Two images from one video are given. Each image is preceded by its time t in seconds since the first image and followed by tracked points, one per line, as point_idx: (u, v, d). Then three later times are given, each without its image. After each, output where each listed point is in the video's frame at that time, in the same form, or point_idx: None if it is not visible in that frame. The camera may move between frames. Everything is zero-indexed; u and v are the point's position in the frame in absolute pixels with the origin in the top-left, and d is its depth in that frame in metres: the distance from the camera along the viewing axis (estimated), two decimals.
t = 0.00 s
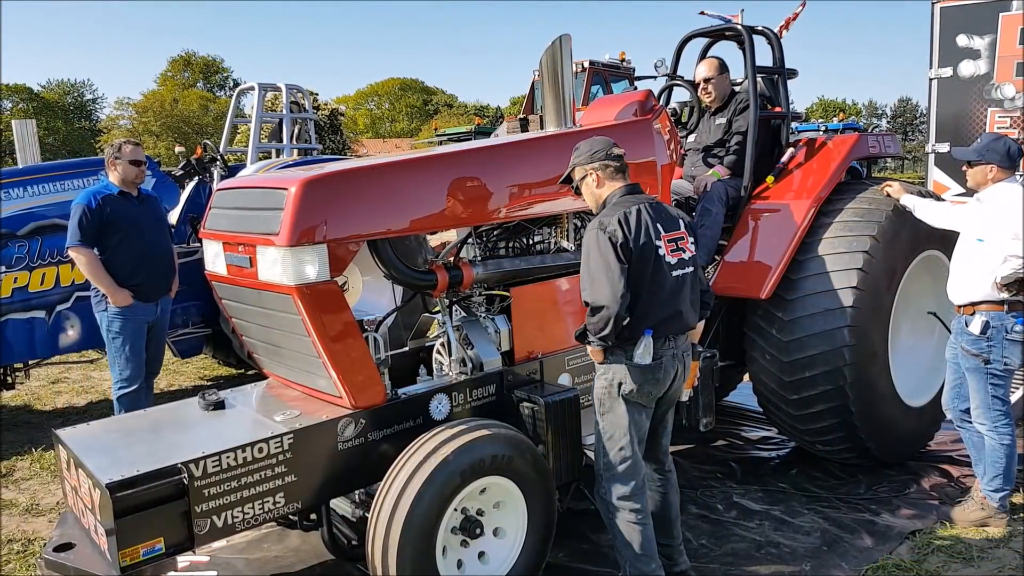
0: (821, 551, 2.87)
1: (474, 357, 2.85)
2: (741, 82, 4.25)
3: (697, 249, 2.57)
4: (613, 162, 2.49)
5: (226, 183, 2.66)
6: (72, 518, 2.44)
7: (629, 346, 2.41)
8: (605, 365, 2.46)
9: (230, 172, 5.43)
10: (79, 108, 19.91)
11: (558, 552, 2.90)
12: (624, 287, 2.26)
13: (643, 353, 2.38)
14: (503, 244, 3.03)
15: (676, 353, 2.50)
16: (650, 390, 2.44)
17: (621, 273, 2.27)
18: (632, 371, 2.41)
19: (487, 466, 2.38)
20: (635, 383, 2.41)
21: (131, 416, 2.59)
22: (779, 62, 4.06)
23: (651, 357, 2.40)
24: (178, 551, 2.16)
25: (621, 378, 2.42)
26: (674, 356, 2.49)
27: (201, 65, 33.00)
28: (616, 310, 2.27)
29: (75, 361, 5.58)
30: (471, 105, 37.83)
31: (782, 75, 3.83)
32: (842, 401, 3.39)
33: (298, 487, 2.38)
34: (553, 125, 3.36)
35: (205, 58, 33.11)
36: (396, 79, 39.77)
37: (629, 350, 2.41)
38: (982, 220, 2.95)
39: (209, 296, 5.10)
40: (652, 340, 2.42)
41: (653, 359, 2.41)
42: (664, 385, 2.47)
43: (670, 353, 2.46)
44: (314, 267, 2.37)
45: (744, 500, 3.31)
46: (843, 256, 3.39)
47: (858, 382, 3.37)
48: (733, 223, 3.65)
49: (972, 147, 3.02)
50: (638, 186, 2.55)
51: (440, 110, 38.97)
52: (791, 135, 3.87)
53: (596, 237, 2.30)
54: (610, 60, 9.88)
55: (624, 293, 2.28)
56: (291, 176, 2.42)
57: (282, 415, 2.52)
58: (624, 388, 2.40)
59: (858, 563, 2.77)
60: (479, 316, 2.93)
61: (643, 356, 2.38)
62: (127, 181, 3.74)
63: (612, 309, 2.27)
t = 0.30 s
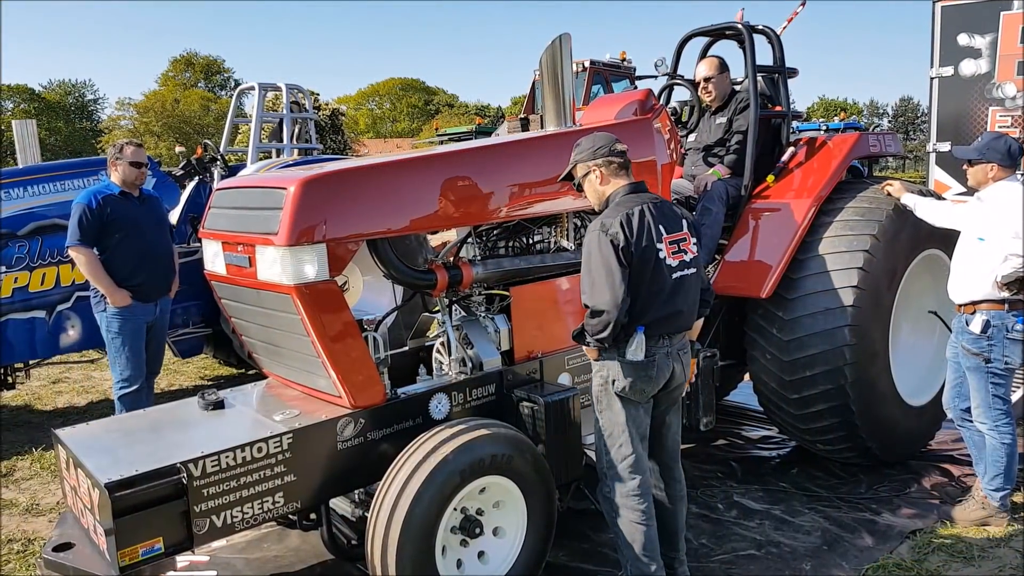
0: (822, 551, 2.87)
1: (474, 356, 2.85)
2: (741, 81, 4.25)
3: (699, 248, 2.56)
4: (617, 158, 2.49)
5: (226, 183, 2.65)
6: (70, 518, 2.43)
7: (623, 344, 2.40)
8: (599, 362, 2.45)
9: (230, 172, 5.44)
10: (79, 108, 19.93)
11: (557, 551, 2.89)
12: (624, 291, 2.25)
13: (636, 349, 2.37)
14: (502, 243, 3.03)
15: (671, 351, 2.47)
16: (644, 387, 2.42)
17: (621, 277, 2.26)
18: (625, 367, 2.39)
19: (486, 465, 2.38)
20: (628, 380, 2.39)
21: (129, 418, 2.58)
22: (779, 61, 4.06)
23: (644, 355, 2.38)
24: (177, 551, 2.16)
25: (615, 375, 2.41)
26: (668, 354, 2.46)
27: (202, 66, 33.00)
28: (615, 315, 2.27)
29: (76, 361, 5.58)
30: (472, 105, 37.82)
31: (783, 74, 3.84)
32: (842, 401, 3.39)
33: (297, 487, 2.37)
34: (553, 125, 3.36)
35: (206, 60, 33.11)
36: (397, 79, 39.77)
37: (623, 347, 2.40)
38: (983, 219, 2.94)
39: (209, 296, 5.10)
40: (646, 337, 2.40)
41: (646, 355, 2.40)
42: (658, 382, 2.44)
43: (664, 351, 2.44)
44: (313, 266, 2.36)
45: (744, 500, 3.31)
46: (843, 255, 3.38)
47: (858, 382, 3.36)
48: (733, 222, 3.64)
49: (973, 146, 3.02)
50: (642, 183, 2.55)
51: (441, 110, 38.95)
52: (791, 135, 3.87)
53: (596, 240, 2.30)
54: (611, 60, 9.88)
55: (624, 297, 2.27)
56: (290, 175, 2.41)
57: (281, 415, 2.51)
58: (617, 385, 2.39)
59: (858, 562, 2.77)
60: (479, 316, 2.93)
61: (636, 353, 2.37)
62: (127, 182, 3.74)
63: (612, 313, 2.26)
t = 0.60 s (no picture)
0: (820, 550, 2.86)
1: (472, 356, 2.85)
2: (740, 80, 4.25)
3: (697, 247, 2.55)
4: (615, 157, 2.48)
5: (222, 183, 2.64)
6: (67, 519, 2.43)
7: (619, 342, 2.40)
8: (596, 362, 2.45)
9: (229, 172, 5.44)
10: (81, 109, 19.94)
11: (555, 552, 2.88)
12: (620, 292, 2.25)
13: (633, 348, 2.36)
14: (500, 243, 3.03)
15: (668, 350, 2.46)
16: (641, 386, 2.40)
17: (617, 278, 2.25)
18: (620, 367, 2.38)
19: (483, 465, 2.37)
20: (625, 379, 2.38)
21: (126, 419, 2.58)
22: (778, 60, 4.05)
23: (640, 353, 2.38)
24: (173, 551, 2.16)
25: (611, 374, 2.40)
26: (665, 353, 2.45)
27: (203, 66, 33.01)
28: (611, 316, 2.27)
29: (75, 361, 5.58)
30: (473, 105, 37.80)
31: (782, 72, 3.83)
32: (841, 400, 3.38)
33: (293, 487, 2.37)
34: (551, 124, 3.36)
35: (207, 60, 33.12)
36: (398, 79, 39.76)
37: (619, 346, 2.39)
38: (982, 217, 2.93)
39: (208, 296, 5.11)
40: (642, 336, 2.40)
41: (643, 354, 2.39)
42: (657, 381, 2.43)
43: (660, 349, 2.43)
44: (309, 266, 2.36)
45: (742, 499, 3.30)
46: (842, 255, 3.38)
47: (857, 381, 3.35)
48: (732, 221, 3.64)
49: (971, 144, 3.01)
50: (641, 182, 2.54)
51: (442, 110, 38.94)
52: (790, 133, 3.86)
53: (592, 240, 2.29)
54: (611, 60, 9.86)
55: (619, 297, 2.27)
56: (286, 174, 2.41)
57: (278, 415, 2.51)
58: (613, 384, 2.39)
59: (856, 562, 2.76)
60: (476, 316, 2.93)
61: (632, 352, 2.36)
62: (124, 184, 3.74)
63: (608, 314, 2.26)
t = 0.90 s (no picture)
0: (814, 550, 2.86)
1: (465, 356, 2.84)
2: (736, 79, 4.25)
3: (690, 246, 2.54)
4: (608, 156, 2.48)
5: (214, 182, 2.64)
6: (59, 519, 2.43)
7: (611, 341, 2.39)
8: (589, 360, 2.44)
9: (227, 172, 5.45)
10: (82, 109, 19.98)
11: (549, 551, 2.88)
12: (610, 291, 2.25)
13: (625, 346, 2.36)
14: (494, 242, 3.03)
15: (660, 348, 2.46)
16: (633, 384, 2.40)
17: (608, 277, 2.25)
18: (613, 365, 2.38)
19: (474, 464, 2.37)
20: (617, 377, 2.38)
21: (119, 419, 2.58)
22: (774, 59, 4.05)
23: (632, 352, 2.37)
24: (164, 550, 2.16)
25: (603, 373, 2.40)
26: (657, 351, 2.45)
27: (204, 66, 33.03)
28: (602, 315, 2.26)
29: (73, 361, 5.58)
30: (474, 105, 37.80)
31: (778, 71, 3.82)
32: (836, 399, 3.38)
33: (285, 487, 2.37)
34: (546, 123, 3.36)
35: (209, 61, 33.12)
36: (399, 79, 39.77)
37: (611, 345, 2.39)
38: (976, 216, 2.93)
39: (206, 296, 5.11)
40: (634, 334, 2.39)
41: (635, 352, 2.39)
42: (649, 379, 2.43)
43: (653, 348, 2.43)
44: (300, 265, 2.35)
45: (738, 499, 3.30)
46: (837, 254, 3.37)
47: (853, 380, 3.34)
48: (727, 220, 3.64)
49: (965, 143, 3.00)
50: (633, 181, 2.53)
51: (443, 110, 38.96)
52: (785, 133, 3.86)
53: (583, 240, 2.29)
54: (611, 59, 9.87)
55: (611, 296, 2.26)
56: (278, 173, 2.40)
57: (270, 415, 2.51)
58: (606, 382, 2.39)
59: (850, 561, 2.75)
60: (470, 315, 2.92)
61: (624, 351, 2.36)
62: (119, 185, 3.77)
63: (598, 313, 2.26)
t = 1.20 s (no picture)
0: (807, 549, 2.85)
1: (458, 355, 2.84)
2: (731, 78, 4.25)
3: (681, 244, 2.54)
4: (601, 155, 2.48)
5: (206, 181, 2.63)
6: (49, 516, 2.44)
7: (601, 339, 2.39)
8: (580, 358, 2.44)
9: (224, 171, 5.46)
10: (84, 109, 20.01)
11: (541, 549, 2.88)
12: (599, 287, 2.24)
13: (615, 344, 2.35)
14: (488, 241, 3.03)
15: (651, 346, 2.46)
16: (624, 382, 2.40)
17: (597, 274, 2.25)
18: (604, 362, 2.38)
19: (465, 463, 2.36)
20: (607, 375, 2.38)
21: (110, 418, 2.58)
22: (768, 58, 4.06)
23: (623, 349, 2.37)
24: (152, 549, 2.17)
25: (594, 370, 2.40)
26: (648, 349, 2.44)
27: (205, 66, 33.05)
28: (591, 312, 2.26)
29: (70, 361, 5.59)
30: (475, 105, 37.79)
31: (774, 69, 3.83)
32: (831, 398, 3.37)
33: (275, 485, 2.37)
34: (540, 122, 3.37)
35: (210, 62, 33.15)
36: (399, 79, 39.76)
37: (602, 343, 2.39)
38: (970, 214, 2.92)
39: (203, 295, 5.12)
40: (624, 332, 2.39)
41: (626, 350, 2.38)
42: (640, 377, 2.43)
43: (644, 345, 2.43)
44: (290, 263, 2.35)
45: (732, 497, 3.29)
46: (831, 253, 3.36)
47: (847, 379, 3.34)
48: (722, 219, 3.63)
49: (957, 141, 2.99)
50: (624, 179, 2.53)
51: (444, 110, 38.99)
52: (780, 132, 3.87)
53: (572, 238, 2.30)
54: (609, 58, 9.86)
55: (600, 293, 2.26)
56: (268, 172, 2.40)
57: (261, 414, 2.51)
58: (596, 380, 2.38)
59: (842, 560, 2.75)
60: (463, 313, 2.92)
61: (615, 348, 2.35)
62: (115, 185, 3.76)
63: (587, 310, 2.25)
